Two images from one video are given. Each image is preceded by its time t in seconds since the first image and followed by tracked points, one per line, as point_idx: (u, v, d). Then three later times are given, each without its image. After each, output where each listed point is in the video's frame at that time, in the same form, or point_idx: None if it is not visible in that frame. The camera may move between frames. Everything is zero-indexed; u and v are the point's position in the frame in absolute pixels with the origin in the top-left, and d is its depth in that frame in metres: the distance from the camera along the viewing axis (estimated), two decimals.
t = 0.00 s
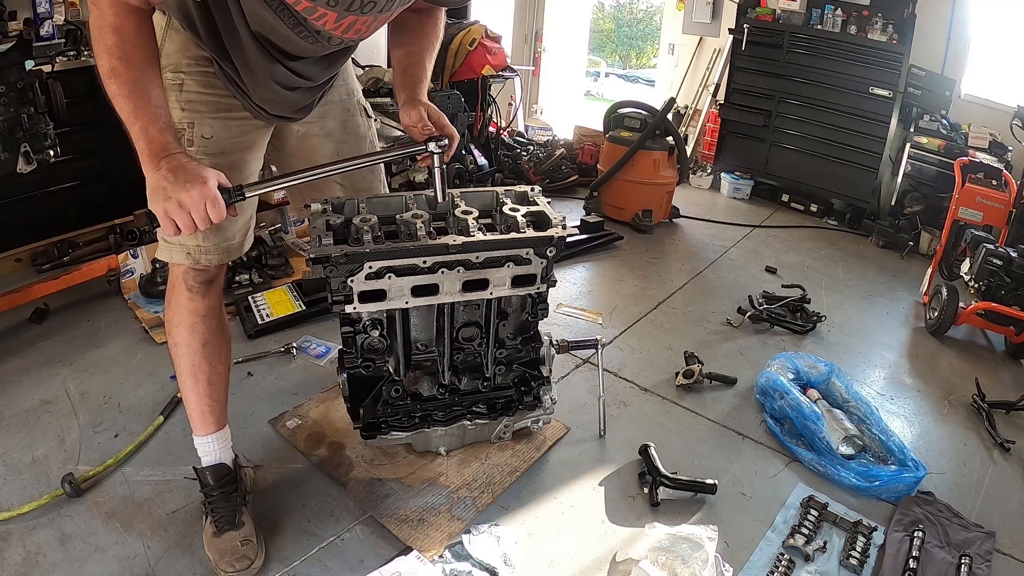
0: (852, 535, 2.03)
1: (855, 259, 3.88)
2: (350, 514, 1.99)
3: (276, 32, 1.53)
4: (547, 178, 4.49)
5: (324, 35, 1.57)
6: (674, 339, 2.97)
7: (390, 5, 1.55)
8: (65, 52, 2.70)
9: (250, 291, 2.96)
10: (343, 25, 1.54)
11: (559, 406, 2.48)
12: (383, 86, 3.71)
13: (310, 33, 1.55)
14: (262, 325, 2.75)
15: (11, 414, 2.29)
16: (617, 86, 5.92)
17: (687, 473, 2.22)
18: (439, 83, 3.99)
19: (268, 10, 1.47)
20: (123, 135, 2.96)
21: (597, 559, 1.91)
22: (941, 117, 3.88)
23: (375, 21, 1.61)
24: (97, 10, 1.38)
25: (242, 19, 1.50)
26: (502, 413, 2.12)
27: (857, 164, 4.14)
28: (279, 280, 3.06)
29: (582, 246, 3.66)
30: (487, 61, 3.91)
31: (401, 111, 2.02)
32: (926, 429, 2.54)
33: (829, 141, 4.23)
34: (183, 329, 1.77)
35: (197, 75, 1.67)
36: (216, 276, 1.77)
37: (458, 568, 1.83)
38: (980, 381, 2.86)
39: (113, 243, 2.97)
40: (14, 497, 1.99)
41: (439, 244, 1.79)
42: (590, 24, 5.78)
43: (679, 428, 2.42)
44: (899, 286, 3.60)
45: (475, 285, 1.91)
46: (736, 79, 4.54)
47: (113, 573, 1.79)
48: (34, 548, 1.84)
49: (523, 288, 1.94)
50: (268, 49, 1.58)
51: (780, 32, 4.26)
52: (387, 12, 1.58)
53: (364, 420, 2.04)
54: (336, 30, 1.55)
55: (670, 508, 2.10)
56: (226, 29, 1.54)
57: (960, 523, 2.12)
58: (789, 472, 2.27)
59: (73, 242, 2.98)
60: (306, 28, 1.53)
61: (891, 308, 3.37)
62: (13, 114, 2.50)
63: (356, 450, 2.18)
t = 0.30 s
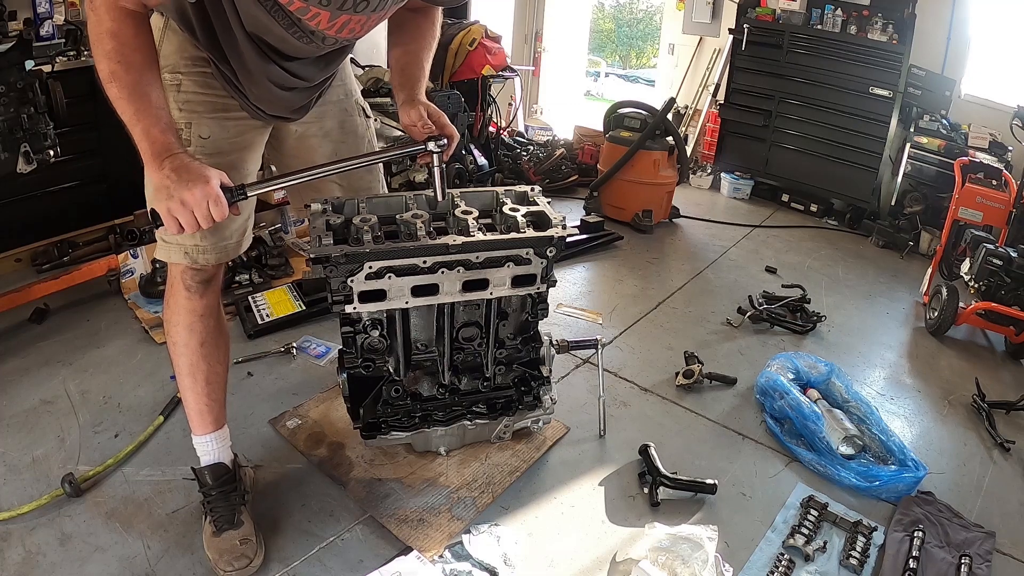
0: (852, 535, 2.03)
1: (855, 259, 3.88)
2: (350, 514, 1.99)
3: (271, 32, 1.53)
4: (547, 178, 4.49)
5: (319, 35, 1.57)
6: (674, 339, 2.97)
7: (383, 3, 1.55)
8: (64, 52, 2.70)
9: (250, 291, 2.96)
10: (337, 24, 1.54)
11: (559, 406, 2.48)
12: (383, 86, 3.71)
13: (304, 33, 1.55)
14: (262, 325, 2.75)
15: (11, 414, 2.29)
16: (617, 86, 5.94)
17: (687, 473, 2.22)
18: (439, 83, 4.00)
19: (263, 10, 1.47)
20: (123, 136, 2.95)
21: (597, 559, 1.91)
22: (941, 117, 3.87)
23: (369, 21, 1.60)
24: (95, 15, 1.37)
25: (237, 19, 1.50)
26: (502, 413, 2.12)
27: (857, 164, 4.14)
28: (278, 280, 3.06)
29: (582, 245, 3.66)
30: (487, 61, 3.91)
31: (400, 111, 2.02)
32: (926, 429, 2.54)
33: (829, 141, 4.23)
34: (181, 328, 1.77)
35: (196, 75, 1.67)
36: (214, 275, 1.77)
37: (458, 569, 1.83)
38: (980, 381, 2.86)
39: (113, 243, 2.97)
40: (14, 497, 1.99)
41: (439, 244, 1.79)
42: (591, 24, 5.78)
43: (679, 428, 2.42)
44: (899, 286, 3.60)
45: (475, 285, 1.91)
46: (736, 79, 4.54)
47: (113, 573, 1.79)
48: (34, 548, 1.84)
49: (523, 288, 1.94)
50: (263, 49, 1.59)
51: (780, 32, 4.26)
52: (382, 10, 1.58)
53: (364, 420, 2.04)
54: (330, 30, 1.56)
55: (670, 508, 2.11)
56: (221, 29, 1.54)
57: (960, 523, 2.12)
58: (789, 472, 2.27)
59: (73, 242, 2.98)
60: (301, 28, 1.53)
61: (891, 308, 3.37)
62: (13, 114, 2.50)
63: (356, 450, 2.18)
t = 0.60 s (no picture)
0: (852, 535, 2.03)
1: (856, 259, 3.88)
2: (350, 514, 1.99)
3: (267, 33, 1.54)
4: (547, 178, 4.49)
5: (315, 36, 1.59)
6: (674, 339, 2.97)
7: (378, 4, 1.56)
8: (64, 52, 2.70)
9: (250, 291, 2.96)
10: (333, 26, 1.55)
11: (559, 406, 2.48)
12: (383, 86, 3.71)
13: (300, 34, 1.56)
14: (262, 325, 2.75)
15: (11, 414, 2.29)
16: (617, 86, 5.95)
17: (687, 473, 2.22)
18: (439, 83, 4.00)
19: (259, 11, 1.49)
20: (123, 136, 2.96)
21: (596, 559, 1.91)
22: (941, 117, 3.87)
23: (365, 21, 1.61)
24: (104, 23, 1.37)
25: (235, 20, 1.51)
26: (502, 413, 2.12)
27: (857, 164, 4.14)
28: (279, 280, 3.06)
29: (582, 245, 3.66)
30: (487, 61, 3.91)
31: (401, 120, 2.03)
32: (926, 429, 2.54)
33: (829, 141, 4.23)
34: (181, 328, 1.77)
35: (195, 75, 1.66)
36: (214, 275, 1.77)
37: (458, 569, 1.83)
38: (980, 381, 2.86)
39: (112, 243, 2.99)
40: (14, 497, 1.99)
41: (439, 244, 1.79)
42: (589, 23, 5.74)
43: (679, 428, 2.42)
44: (899, 286, 3.60)
45: (475, 285, 1.91)
46: (736, 79, 4.54)
47: (113, 573, 1.79)
48: (34, 548, 1.84)
49: (523, 288, 1.94)
50: (260, 49, 1.60)
51: (780, 32, 4.26)
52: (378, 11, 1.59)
53: (364, 420, 2.03)
54: (325, 31, 1.57)
55: (670, 508, 2.11)
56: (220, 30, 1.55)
57: (960, 523, 2.12)
58: (789, 472, 2.27)
59: (73, 242, 2.98)
60: (297, 29, 1.55)
61: (891, 308, 3.37)
62: (13, 114, 2.50)
63: (356, 450, 2.18)
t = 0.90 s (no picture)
0: (852, 535, 2.03)
1: (856, 259, 3.88)
2: (350, 514, 1.99)
3: (268, 36, 1.55)
4: (547, 178, 4.49)
5: (317, 40, 1.59)
6: (674, 339, 2.97)
7: (381, 7, 1.56)
8: (65, 52, 2.70)
9: (250, 291, 2.96)
10: (336, 29, 1.55)
11: (559, 406, 2.48)
12: (383, 86, 3.71)
13: (302, 38, 1.57)
14: (262, 325, 2.75)
15: (11, 414, 2.29)
16: (617, 86, 5.95)
17: (687, 473, 2.22)
18: (439, 83, 4.00)
19: (259, 12, 1.50)
20: (123, 136, 2.96)
21: (597, 559, 1.91)
22: (941, 117, 3.87)
23: (368, 24, 1.61)
24: (112, 36, 1.38)
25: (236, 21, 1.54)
26: (502, 413, 2.12)
27: (857, 164, 4.14)
28: (278, 280, 3.06)
29: (582, 246, 3.66)
30: (487, 61, 3.91)
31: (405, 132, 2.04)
32: (925, 429, 2.54)
33: (829, 141, 4.23)
34: (181, 328, 1.77)
35: (196, 75, 1.67)
36: (214, 274, 1.77)
37: (458, 568, 1.83)
38: (980, 381, 2.86)
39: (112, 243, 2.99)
40: (14, 497, 1.99)
41: (439, 244, 1.79)
42: (590, 23, 5.75)
43: (679, 428, 2.42)
44: (899, 286, 3.60)
45: (475, 285, 1.91)
46: (736, 79, 4.54)
47: (113, 573, 1.79)
48: (34, 548, 1.84)
49: (523, 288, 1.94)
50: (262, 52, 1.61)
51: (779, 32, 4.26)
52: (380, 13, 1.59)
53: (364, 420, 2.03)
54: (327, 34, 1.57)
55: (670, 508, 2.11)
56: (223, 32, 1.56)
57: (960, 523, 2.12)
58: (789, 472, 2.27)
59: (73, 242, 2.98)
60: (299, 33, 1.56)
61: (891, 308, 3.37)
62: (13, 114, 2.50)
63: (356, 450, 2.18)
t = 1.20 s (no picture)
0: (852, 535, 2.03)
1: (856, 259, 3.88)
2: (350, 514, 1.99)
3: (268, 36, 1.58)
4: (547, 178, 4.49)
5: (319, 43, 1.60)
6: (674, 339, 2.97)
7: (383, 10, 1.56)
8: (65, 52, 2.70)
9: (250, 291, 2.96)
10: (338, 31, 1.56)
11: (559, 406, 2.48)
12: (383, 86, 3.71)
13: (303, 41, 1.59)
14: (262, 325, 2.75)
15: (11, 414, 2.28)
16: (617, 86, 5.95)
17: (687, 473, 2.22)
18: (439, 83, 4.00)
19: (260, 13, 1.53)
20: (123, 136, 2.96)
21: (597, 559, 1.91)
22: (941, 117, 3.87)
23: (370, 26, 1.61)
24: (108, 38, 1.34)
25: (237, 23, 1.56)
26: (502, 413, 2.12)
27: (857, 164, 4.14)
28: (278, 280, 3.06)
29: (581, 245, 3.66)
30: (487, 61, 3.91)
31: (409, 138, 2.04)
32: (925, 429, 2.54)
33: (829, 141, 4.23)
34: (181, 328, 1.77)
35: (196, 76, 1.67)
36: (214, 275, 1.77)
37: (458, 568, 1.83)
38: (980, 381, 2.86)
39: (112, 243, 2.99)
40: (13, 497, 1.99)
41: (439, 244, 1.79)
42: (590, 24, 5.76)
43: (679, 429, 2.42)
44: (899, 286, 3.60)
45: (475, 285, 1.91)
46: (736, 79, 4.54)
47: (113, 573, 1.79)
48: (34, 548, 1.84)
49: (523, 288, 1.94)
50: (263, 54, 1.62)
51: (780, 32, 4.26)
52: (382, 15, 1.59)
53: (364, 420, 2.03)
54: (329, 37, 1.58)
55: (670, 508, 2.11)
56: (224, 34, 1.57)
57: (960, 523, 2.12)
58: (789, 472, 2.27)
59: (73, 242, 2.97)
60: (299, 36, 1.57)
61: (891, 308, 3.37)
62: (13, 114, 2.50)
63: (356, 450, 2.18)
